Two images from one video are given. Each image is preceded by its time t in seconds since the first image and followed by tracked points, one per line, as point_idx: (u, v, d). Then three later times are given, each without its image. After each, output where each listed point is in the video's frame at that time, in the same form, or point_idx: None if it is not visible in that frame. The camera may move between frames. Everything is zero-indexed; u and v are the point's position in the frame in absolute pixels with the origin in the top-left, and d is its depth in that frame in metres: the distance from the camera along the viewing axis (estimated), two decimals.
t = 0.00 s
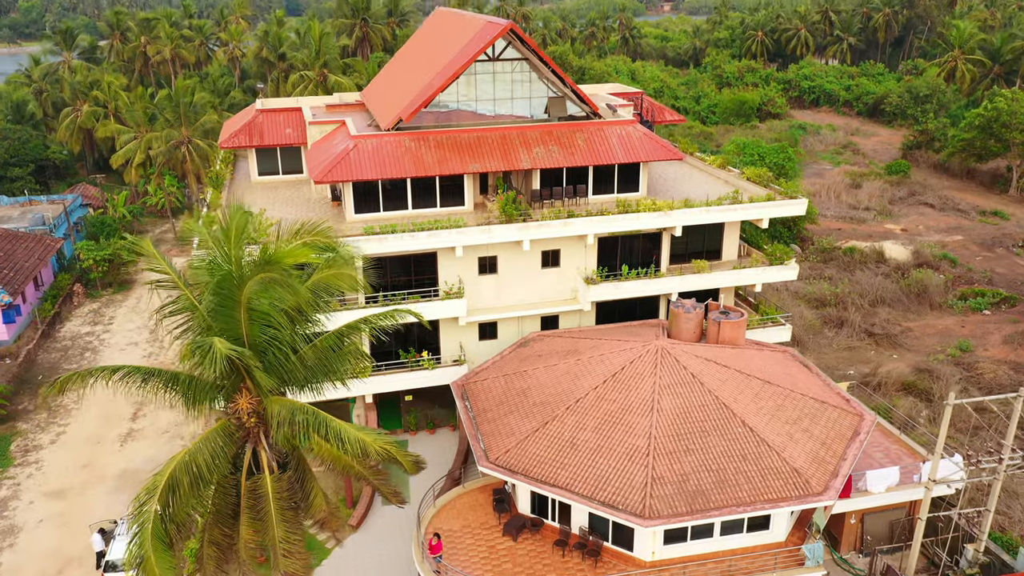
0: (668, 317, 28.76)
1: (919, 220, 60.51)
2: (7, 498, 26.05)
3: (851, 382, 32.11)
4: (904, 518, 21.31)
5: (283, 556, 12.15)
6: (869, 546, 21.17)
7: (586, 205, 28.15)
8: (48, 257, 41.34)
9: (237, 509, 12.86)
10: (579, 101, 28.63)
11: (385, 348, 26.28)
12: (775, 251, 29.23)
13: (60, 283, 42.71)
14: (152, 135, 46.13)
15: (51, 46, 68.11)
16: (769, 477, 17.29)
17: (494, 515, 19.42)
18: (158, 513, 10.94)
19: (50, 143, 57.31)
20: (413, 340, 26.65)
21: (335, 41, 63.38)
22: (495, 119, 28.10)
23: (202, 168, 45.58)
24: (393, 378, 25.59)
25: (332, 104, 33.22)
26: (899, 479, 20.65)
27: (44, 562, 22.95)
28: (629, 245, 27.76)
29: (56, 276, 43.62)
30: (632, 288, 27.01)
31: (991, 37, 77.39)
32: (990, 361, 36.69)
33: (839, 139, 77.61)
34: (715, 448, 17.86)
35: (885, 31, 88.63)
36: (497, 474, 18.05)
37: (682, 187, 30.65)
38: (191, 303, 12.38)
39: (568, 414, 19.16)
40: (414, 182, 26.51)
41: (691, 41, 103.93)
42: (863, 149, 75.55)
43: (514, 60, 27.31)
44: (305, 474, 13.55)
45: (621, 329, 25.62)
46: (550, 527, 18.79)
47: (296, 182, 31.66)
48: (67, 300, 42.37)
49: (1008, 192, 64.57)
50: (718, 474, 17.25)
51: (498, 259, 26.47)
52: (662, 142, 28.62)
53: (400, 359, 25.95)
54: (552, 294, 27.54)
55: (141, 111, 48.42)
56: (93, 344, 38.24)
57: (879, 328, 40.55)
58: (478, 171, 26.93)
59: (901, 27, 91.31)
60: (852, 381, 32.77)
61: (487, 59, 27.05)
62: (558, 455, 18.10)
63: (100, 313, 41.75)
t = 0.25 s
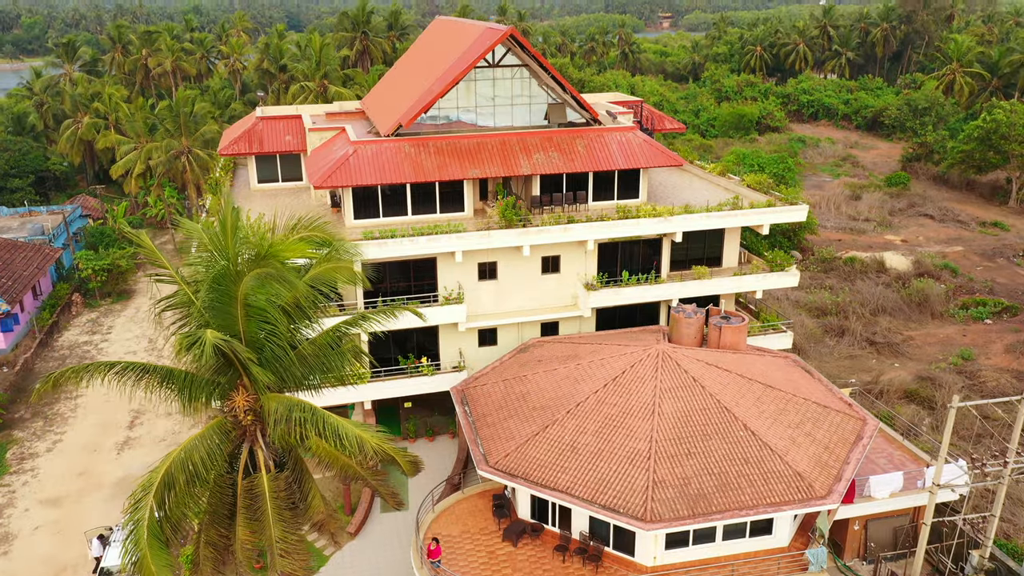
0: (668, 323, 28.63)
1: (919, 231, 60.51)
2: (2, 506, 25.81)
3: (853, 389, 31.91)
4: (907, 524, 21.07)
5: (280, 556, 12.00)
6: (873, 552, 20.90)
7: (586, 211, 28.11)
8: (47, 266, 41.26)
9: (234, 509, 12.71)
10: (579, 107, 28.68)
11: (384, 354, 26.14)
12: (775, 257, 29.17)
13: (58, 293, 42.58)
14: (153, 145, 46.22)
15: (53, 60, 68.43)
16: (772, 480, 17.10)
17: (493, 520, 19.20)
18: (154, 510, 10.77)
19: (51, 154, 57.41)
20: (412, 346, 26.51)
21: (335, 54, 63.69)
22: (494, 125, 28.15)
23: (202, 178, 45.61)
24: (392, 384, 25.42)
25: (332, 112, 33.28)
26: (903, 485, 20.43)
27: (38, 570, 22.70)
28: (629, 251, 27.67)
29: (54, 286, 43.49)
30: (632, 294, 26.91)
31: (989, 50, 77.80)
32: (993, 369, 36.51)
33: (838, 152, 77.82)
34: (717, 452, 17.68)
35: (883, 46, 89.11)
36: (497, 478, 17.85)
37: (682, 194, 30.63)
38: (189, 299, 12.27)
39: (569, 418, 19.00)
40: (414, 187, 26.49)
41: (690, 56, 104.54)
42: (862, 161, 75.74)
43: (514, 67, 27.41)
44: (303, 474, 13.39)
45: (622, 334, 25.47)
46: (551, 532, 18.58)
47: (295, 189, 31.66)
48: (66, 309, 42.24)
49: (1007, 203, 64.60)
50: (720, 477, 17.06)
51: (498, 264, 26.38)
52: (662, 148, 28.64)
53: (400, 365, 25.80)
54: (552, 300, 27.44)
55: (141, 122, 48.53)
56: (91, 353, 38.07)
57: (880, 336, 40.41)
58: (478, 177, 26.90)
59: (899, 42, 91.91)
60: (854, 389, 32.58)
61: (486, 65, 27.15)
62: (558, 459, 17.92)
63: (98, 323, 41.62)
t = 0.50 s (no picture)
0: (668, 330, 28.49)
1: (919, 242, 60.49)
2: None
3: (855, 397, 31.72)
4: (911, 531, 20.82)
5: (277, 556, 11.86)
6: (877, 559, 20.64)
7: (586, 218, 28.05)
8: (46, 275, 41.16)
9: (230, 509, 12.56)
10: (578, 114, 28.70)
11: (383, 360, 26.01)
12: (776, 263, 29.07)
13: (56, 303, 42.42)
14: (153, 155, 46.26)
15: (54, 73, 68.66)
16: (775, 484, 16.93)
17: (493, 525, 19.00)
18: (148, 508, 10.61)
19: (51, 166, 57.44)
20: (411, 352, 26.38)
21: (336, 66, 63.93)
22: (494, 132, 28.16)
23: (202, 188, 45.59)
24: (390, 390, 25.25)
25: (332, 120, 33.30)
26: (907, 491, 20.21)
27: None
28: (629, 257, 27.59)
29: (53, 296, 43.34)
30: (632, 300, 26.81)
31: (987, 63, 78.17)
32: (995, 378, 36.32)
33: (838, 165, 77.99)
34: (718, 455, 17.51)
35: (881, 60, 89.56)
36: (496, 482, 17.67)
37: (682, 201, 30.58)
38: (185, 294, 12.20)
39: (569, 422, 18.83)
40: (413, 194, 26.44)
41: (689, 71, 105.08)
42: (862, 174, 75.88)
43: (514, 74, 27.46)
44: (300, 475, 13.29)
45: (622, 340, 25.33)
46: (551, 538, 18.37)
47: (295, 196, 31.63)
48: (64, 319, 42.07)
49: (1007, 215, 64.60)
50: (722, 481, 16.88)
51: (497, 270, 26.29)
52: (662, 155, 28.64)
53: (398, 371, 25.65)
54: (552, 307, 27.32)
55: (141, 133, 48.58)
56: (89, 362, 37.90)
57: (881, 346, 40.26)
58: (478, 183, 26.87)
59: (897, 56, 92.43)
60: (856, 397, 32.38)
61: (486, 72, 27.20)
62: (558, 463, 17.74)
63: (96, 333, 41.45)
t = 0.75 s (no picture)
0: (669, 337, 28.37)
1: (919, 254, 60.46)
2: None
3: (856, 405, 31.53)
4: (915, 538, 20.62)
5: (275, 556, 11.72)
6: (880, 566, 20.44)
7: (586, 225, 28.03)
8: (45, 285, 41.06)
9: (225, 510, 12.44)
10: (578, 121, 28.73)
11: (381, 366, 25.89)
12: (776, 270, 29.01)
13: (55, 312, 42.30)
14: (153, 166, 46.31)
15: (55, 86, 68.91)
16: (777, 488, 16.76)
17: (492, 531, 18.81)
18: (142, 505, 10.45)
19: (51, 178, 57.51)
20: (410, 359, 26.24)
21: (336, 79, 64.21)
22: (494, 138, 28.20)
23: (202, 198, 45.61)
24: (389, 397, 25.07)
25: (332, 128, 33.33)
26: (911, 496, 20.01)
27: None
28: (630, 264, 27.53)
29: (51, 305, 43.22)
30: (632, 306, 26.72)
31: (984, 77, 78.54)
32: (997, 386, 36.13)
33: (837, 178, 78.16)
34: (719, 459, 17.35)
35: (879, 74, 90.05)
36: (496, 487, 17.50)
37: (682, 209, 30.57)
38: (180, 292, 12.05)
39: (569, 426, 18.68)
40: (413, 201, 26.44)
41: (689, 86, 105.64)
42: (861, 187, 76.00)
43: (513, 81, 27.53)
44: (297, 476, 13.17)
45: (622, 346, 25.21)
46: (551, 543, 18.18)
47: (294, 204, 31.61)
48: (62, 328, 41.92)
49: (1007, 226, 64.63)
50: (723, 485, 16.71)
51: (497, 276, 26.21)
52: (662, 162, 28.68)
53: (397, 378, 25.52)
54: (552, 313, 27.22)
55: (141, 143, 48.65)
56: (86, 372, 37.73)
57: (883, 355, 40.10)
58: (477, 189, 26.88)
59: (895, 71, 92.92)
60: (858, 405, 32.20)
61: (486, 79, 27.26)
62: (558, 467, 17.58)
63: (95, 342, 41.29)
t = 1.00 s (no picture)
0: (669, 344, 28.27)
1: (920, 265, 60.40)
2: None
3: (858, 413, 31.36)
4: (919, 545, 20.39)
5: (271, 556, 11.57)
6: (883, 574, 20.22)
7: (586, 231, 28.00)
8: (43, 294, 40.96)
9: (221, 511, 12.31)
10: (578, 128, 28.77)
11: (380, 374, 25.75)
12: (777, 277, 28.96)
13: (53, 322, 42.21)
14: (153, 176, 46.36)
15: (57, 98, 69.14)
16: (779, 492, 16.58)
17: (491, 537, 18.62)
18: (134, 501, 10.29)
19: (51, 189, 57.53)
20: (409, 365, 26.11)
21: (337, 92, 64.42)
22: (493, 145, 28.22)
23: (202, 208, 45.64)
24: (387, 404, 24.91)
25: (332, 136, 33.38)
26: (913, 503, 19.81)
27: None
28: (629, 270, 27.48)
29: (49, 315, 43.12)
30: (633, 313, 26.63)
31: (982, 89, 78.87)
32: (999, 396, 35.96)
33: (836, 190, 78.33)
34: (721, 464, 17.19)
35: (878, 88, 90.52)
36: (495, 491, 17.35)
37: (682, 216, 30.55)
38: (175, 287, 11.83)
39: (569, 430, 18.54)
40: (413, 207, 26.41)
41: (688, 100, 106.12)
42: (860, 199, 76.09)
43: (513, 88, 27.60)
44: (293, 477, 13.04)
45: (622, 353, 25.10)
46: (550, 549, 18.01)
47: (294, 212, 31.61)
48: (60, 337, 41.81)
49: (1006, 238, 64.64)
50: (725, 489, 16.55)
51: (496, 283, 26.15)
52: (661, 169, 28.69)
53: (396, 385, 25.38)
54: (552, 320, 27.12)
55: (141, 154, 48.71)
56: (84, 382, 37.58)
57: (884, 364, 39.96)
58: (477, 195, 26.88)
59: (893, 85, 93.32)
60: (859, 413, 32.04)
61: (485, 86, 27.32)
62: (558, 472, 17.42)
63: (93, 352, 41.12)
